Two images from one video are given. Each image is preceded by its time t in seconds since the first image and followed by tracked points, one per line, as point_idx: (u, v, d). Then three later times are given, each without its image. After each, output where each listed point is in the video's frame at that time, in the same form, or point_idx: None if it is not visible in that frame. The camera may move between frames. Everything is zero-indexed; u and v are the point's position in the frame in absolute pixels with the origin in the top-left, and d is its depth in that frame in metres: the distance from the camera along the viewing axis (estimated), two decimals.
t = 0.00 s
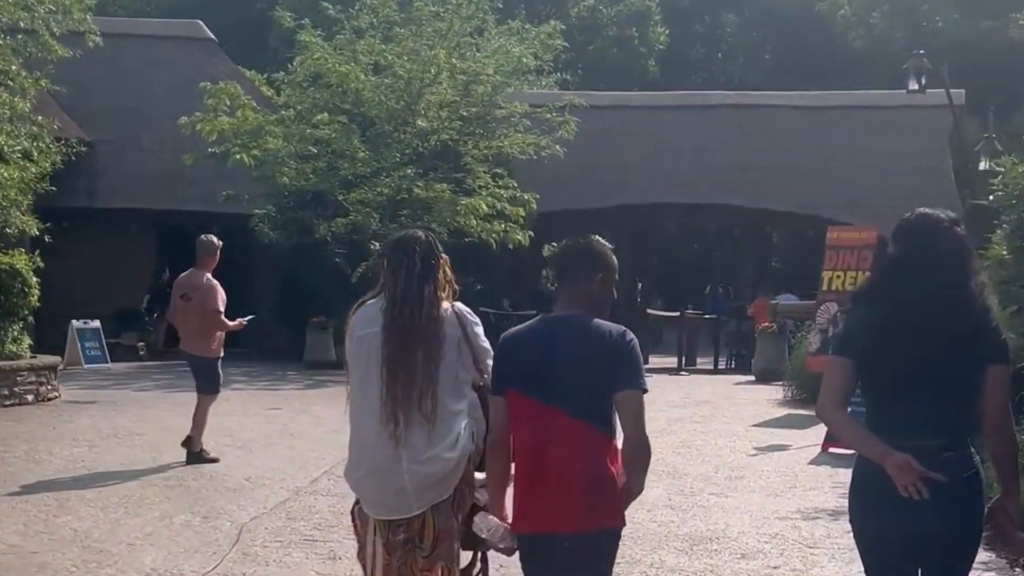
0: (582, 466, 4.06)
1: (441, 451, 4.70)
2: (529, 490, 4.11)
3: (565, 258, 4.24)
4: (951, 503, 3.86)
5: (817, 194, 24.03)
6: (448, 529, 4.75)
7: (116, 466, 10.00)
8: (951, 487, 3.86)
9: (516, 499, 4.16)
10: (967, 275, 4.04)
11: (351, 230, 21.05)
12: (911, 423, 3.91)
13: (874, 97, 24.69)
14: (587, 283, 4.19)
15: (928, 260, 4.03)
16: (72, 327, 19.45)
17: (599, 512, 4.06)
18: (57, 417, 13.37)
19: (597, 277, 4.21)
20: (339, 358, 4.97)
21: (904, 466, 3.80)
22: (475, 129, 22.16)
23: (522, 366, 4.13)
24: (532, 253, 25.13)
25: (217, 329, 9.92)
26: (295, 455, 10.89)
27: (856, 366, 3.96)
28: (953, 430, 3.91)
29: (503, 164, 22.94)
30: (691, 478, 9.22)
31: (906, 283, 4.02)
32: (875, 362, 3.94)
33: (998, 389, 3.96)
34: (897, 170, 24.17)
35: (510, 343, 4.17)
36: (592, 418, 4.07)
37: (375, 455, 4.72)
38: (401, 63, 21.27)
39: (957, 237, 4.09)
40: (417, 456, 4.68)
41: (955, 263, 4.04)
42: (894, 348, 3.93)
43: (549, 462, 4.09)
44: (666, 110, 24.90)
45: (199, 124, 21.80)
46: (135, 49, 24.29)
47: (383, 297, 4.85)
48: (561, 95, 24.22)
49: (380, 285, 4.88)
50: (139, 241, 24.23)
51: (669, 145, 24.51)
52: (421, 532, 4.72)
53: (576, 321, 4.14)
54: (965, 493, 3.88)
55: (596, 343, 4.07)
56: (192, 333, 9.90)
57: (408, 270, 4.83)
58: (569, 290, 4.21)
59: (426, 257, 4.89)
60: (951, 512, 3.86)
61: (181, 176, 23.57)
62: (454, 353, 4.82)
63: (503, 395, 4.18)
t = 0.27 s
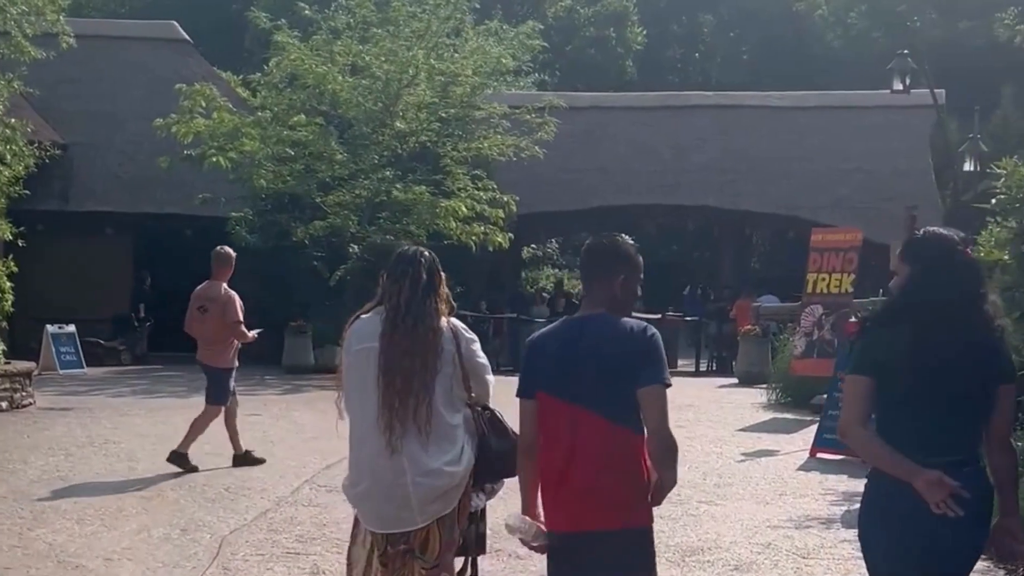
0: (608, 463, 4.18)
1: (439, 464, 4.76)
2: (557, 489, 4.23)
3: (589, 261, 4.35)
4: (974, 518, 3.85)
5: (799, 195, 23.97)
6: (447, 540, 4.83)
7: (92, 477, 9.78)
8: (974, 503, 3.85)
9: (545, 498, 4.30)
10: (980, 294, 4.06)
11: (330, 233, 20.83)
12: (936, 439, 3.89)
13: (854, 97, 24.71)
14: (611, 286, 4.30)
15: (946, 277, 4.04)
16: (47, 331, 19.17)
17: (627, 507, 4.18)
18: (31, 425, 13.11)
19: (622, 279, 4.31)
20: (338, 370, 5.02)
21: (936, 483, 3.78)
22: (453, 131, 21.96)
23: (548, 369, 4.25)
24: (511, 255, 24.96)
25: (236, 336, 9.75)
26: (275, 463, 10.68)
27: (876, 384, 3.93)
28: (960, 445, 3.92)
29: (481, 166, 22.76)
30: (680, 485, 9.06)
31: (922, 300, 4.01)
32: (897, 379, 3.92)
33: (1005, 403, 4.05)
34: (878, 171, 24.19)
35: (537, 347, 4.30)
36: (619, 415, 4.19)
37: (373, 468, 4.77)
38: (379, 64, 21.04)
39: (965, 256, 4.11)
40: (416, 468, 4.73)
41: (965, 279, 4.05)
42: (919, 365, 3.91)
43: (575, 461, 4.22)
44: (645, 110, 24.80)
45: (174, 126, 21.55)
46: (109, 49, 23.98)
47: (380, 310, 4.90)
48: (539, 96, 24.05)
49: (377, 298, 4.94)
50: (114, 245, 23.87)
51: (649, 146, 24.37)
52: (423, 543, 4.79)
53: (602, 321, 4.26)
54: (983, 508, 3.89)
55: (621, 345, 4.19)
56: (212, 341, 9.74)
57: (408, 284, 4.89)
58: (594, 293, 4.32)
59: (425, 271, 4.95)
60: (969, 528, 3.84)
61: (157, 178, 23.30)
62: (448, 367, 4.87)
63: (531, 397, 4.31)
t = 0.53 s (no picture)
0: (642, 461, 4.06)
1: (448, 452, 4.96)
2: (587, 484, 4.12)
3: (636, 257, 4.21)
4: (987, 507, 3.74)
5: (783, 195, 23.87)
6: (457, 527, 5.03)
7: (72, 483, 9.61)
8: (988, 491, 3.74)
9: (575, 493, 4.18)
10: (994, 279, 3.92)
11: (310, 234, 20.62)
12: (953, 424, 3.75)
13: (835, 97, 24.85)
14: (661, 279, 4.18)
15: (964, 264, 3.89)
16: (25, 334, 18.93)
17: (659, 508, 4.05)
18: (10, 428, 12.92)
19: (668, 277, 4.18)
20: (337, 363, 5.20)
21: (952, 470, 3.64)
22: (434, 131, 21.76)
23: (590, 365, 4.14)
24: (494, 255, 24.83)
25: (254, 339, 9.65)
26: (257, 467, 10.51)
27: (895, 369, 3.76)
28: (971, 432, 3.77)
29: (463, 167, 22.62)
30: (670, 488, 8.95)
31: (938, 286, 3.86)
32: (917, 366, 3.75)
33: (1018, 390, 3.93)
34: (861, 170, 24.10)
35: (578, 337, 4.21)
36: (655, 414, 4.06)
37: (381, 456, 4.97)
38: (360, 64, 20.81)
39: (979, 241, 3.96)
40: (427, 455, 4.93)
41: (978, 267, 3.91)
42: (940, 351, 3.75)
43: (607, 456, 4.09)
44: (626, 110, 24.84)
45: (153, 126, 21.33)
46: (91, 48, 23.78)
47: (383, 303, 5.11)
48: (521, 96, 23.91)
49: (377, 292, 5.15)
50: (93, 246, 23.63)
51: (632, 146, 24.26)
52: (439, 532, 5.01)
53: (647, 320, 4.14)
54: (996, 498, 3.78)
55: (665, 340, 4.09)
56: (228, 342, 9.64)
57: (410, 277, 5.13)
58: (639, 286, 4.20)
59: (422, 264, 5.19)
60: (979, 519, 3.72)
61: (136, 179, 23.08)
62: (450, 355, 5.11)
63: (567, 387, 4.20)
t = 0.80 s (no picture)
0: (701, 456, 4.10)
1: (434, 451, 5.08)
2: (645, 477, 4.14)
3: (696, 246, 4.25)
4: (986, 497, 4.06)
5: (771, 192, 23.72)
6: (440, 525, 5.14)
7: (51, 488, 9.39)
8: (987, 482, 4.07)
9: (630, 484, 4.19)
10: (996, 275, 4.25)
11: (295, 233, 20.43)
12: (952, 415, 4.09)
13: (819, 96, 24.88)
14: (714, 272, 4.23)
15: (966, 261, 4.23)
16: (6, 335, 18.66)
17: (717, 500, 4.12)
18: None
19: (726, 266, 4.25)
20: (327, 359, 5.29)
21: (947, 463, 3.99)
22: (422, 129, 21.50)
23: (649, 353, 4.17)
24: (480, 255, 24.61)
25: (281, 338, 9.71)
26: (242, 469, 10.31)
27: (897, 361, 4.13)
28: (973, 423, 4.12)
29: (449, 165, 22.41)
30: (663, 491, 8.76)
31: (940, 282, 4.20)
32: (916, 358, 4.12)
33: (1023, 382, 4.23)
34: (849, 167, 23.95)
35: (629, 328, 4.23)
36: (717, 405, 4.13)
37: (375, 453, 5.08)
38: (345, 61, 20.61)
39: (982, 240, 4.31)
40: (411, 453, 5.04)
41: (982, 259, 4.25)
42: (940, 345, 4.11)
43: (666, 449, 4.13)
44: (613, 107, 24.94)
45: (135, 125, 21.09)
46: (76, 46, 23.78)
47: (374, 301, 5.19)
48: (507, 94, 23.69)
49: (367, 289, 5.23)
50: (75, 246, 23.34)
51: (619, 145, 24.10)
52: (421, 530, 5.11)
53: (708, 309, 4.19)
54: (997, 487, 4.11)
55: (720, 334, 4.13)
56: (255, 346, 9.76)
57: (398, 275, 5.19)
58: (694, 279, 4.25)
59: (410, 261, 5.26)
60: (982, 507, 4.05)
61: (118, 177, 22.81)
62: (440, 352, 5.23)
63: (622, 377, 4.22)
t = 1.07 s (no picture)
0: (736, 460, 4.11)
1: (405, 460, 4.86)
2: (677, 484, 4.13)
3: (720, 250, 4.26)
4: (971, 515, 3.88)
5: (759, 194, 23.62)
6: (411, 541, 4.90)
7: (32, 495, 9.18)
8: (971, 499, 3.89)
9: (659, 491, 4.16)
10: (982, 286, 4.06)
11: (282, 234, 20.25)
12: (933, 432, 3.92)
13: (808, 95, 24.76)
14: (741, 278, 4.25)
15: (952, 272, 4.03)
16: None
17: (750, 504, 4.12)
18: None
19: (748, 270, 4.26)
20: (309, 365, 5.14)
21: (925, 479, 3.83)
22: (412, 129, 21.25)
23: (679, 360, 4.17)
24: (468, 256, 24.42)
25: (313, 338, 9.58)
26: (227, 475, 10.12)
27: (877, 376, 3.95)
28: (957, 440, 3.94)
29: (437, 166, 22.22)
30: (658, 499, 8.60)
31: (923, 294, 4.01)
32: (898, 373, 3.94)
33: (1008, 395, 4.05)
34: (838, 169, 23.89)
35: (661, 334, 4.22)
36: (748, 410, 4.14)
37: (346, 460, 4.88)
38: (333, 60, 20.37)
39: (969, 250, 4.10)
40: (385, 462, 4.84)
41: (968, 269, 4.06)
42: (921, 360, 3.93)
43: (702, 456, 4.12)
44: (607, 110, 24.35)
45: (120, 124, 20.85)
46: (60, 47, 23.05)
47: (352, 306, 5.02)
48: (496, 94, 23.50)
49: (347, 293, 5.06)
50: (60, 245, 23.17)
51: (608, 145, 23.92)
52: (387, 540, 4.89)
53: (736, 315, 4.20)
54: (982, 506, 3.92)
55: (751, 339, 4.15)
56: (281, 341, 9.56)
57: (376, 279, 5.00)
58: (718, 284, 4.25)
59: (388, 266, 5.07)
60: (965, 526, 3.87)
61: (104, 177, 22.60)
62: (419, 358, 5.02)
63: (651, 385, 4.22)
